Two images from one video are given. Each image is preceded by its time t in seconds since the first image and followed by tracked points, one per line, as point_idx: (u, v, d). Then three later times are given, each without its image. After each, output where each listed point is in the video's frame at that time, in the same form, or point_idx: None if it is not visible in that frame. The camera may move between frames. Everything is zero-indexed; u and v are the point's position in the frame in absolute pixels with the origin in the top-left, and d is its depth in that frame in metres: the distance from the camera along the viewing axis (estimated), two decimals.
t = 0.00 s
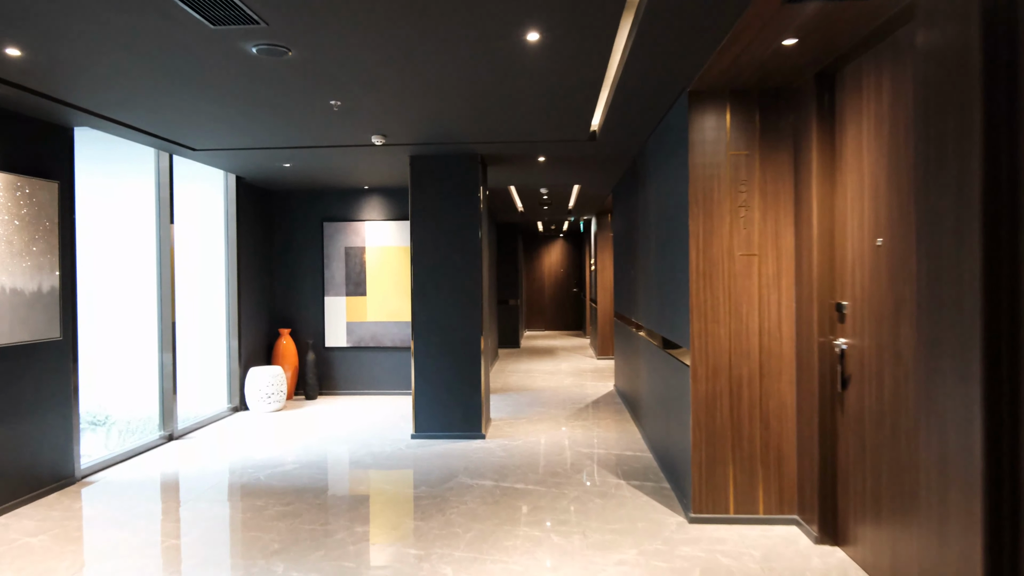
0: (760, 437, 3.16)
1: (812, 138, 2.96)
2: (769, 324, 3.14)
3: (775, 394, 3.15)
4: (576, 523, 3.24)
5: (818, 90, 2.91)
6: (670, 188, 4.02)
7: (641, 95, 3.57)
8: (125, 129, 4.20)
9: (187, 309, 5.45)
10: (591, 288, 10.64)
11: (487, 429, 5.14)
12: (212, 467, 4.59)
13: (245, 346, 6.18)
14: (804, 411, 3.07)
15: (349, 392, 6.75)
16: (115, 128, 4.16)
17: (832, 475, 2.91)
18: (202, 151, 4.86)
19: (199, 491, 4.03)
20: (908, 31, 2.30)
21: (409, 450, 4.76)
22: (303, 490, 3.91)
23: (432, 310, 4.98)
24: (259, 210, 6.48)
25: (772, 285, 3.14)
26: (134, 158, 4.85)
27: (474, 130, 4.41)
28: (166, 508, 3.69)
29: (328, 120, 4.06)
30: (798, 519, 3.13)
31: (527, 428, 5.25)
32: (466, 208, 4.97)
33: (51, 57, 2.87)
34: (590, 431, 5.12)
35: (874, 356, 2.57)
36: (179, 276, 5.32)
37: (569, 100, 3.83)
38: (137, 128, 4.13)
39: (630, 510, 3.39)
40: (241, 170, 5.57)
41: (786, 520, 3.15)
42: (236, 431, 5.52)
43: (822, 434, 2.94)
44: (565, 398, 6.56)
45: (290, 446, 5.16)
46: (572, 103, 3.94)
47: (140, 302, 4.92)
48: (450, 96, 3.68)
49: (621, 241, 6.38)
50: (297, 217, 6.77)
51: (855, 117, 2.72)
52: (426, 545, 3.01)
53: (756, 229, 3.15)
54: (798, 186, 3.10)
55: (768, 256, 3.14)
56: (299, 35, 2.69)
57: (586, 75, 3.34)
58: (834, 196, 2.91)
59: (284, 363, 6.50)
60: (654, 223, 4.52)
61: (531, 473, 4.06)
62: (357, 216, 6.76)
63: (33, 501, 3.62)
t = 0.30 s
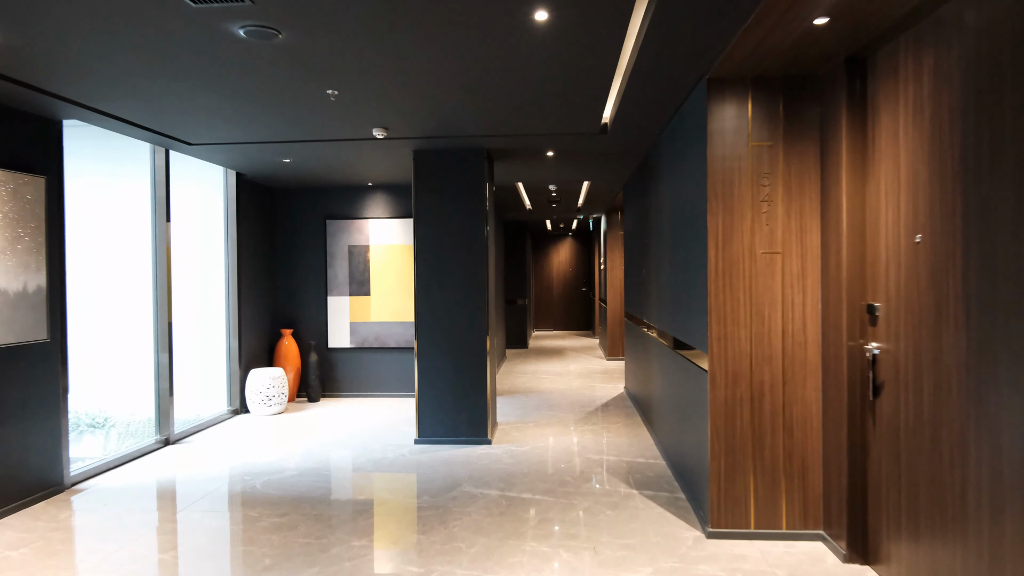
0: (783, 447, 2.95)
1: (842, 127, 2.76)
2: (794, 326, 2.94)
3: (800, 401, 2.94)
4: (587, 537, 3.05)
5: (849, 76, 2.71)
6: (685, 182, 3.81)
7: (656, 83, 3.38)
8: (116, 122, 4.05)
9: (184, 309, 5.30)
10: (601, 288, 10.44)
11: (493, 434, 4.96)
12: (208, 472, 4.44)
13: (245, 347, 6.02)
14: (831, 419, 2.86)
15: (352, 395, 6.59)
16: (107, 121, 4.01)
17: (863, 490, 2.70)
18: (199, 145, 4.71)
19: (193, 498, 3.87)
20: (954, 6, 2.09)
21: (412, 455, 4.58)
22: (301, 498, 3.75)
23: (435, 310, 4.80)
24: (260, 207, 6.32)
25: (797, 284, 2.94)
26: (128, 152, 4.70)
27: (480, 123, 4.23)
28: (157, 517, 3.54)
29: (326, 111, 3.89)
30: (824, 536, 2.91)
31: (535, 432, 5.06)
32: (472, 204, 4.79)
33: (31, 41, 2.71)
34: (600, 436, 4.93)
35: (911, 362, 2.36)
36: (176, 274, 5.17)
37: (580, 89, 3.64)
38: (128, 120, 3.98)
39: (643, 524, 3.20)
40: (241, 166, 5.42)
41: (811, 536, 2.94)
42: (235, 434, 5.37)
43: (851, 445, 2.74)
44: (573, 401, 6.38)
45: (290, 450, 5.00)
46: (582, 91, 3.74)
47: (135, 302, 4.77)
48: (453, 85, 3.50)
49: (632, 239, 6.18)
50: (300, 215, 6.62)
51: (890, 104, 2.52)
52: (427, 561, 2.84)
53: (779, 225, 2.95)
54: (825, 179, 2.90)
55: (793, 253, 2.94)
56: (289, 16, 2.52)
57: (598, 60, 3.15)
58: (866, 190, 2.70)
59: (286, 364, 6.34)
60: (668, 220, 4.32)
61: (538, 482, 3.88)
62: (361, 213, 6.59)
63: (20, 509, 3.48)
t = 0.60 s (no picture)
0: (800, 458, 2.75)
1: (865, 113, 2.55)
2: (811, 328, 2.73)
3: (819, 409, 2.74)
4: (589, 555, 2.85)
5: (873, 57, 2.50)
6: (694, 176, 3.61)
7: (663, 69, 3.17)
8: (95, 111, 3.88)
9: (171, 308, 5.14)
10: (605, 287, 10.24)
11: (492, 440, 4.76)
12: (193, 480, 4.25)
13: (237, 348, 5.84)
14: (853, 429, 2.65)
15: (348, 397, 6.41)
16: (86, 112, 3.84)
17: (888, 506, 2.49)
18: (186, 138, 4.52)
19: (175, 507, 3.69)
20: None
21: (407, 462, 4.39)
22: (287, 508, 3.55)
23: (432, 310, 4.61)
24: (253, 204, 6.14)
25: (815, 283, 2.73)
26: (111, 145, 4.53)
27: (477, 112, 4.03)
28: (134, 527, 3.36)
29: (312, 97, 3.71)
30: (844, 554, 2.71)
31: (536, 438, 4.86)
32: (470, 199, 4.59)
33: None
34: (604, 442, 4.72)
35: (943, 368, 2.15)
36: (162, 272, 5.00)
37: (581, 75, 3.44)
38: (107, 110, 3.80)
39: (649, 539, 3.00)
40: (231, 161, 5.24)
41: (830, 554, 2.73)
42: (225, 438, 5.19)
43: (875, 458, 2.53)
44: (576, 404, 6.17)
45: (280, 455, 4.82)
46: (585, 78, 3.54)
47: (118, 301, 4.61)
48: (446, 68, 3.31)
49: (637, 237, 5.97)
50: (295, 212, 6.43)
51: (919, 87, 2.30)
52: None
53: (796, 220, 2.74)
54: (846, 170, 2.69)
55: (810, 249, 2.73)
56: None
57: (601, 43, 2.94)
58: (891, 181, 2.50)
59: (280, 365, 6.16)
60: (674, 216, 4.12)
61: (537, 491, 3.68)
62: (358, 210, 6.40)
63: None
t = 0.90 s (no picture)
0: (818, 473, 2.55)
1: (889, 103, 2.36)
2: (830, 333, 2.54)
3: (838, 420, 2.54)
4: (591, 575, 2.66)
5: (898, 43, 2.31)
6: (701, 171, 3.41)
7: (670, 57, 2.99)
8: (72, 104, 3.72)
9: (158, 309, 4.98)
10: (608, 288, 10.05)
11: (490, 447, 4.57)
12: (177, 488, 4.07)
13: (227, 350, 5.67)
14: (875, 442, 2.46)
15: (343, 401, 6.23)
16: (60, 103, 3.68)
17: (915, 527, 2.29)
18: (170, 132, 4.35)
19: (155, 518, 3.52)
20: None
21: (400, 470, 4.21)
22: (272, 521, 3.38)
23: (427, 311, 4.43)
24: (245, 202, 5.96)
25: (834, 286, 2.54)
26: (94, 140, 4.38)
27: (473, 105, 3.85)
28: (109, 541, 3.20)
29: (298, 88, 3.53)
30: None
31: (535, 444, 4.68)
32: (466, 197, 4.41)
33: None
34: (606, 449, 4.54)
35: (979, 380, 1.96)
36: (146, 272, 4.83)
37: (582, 64, 3.25)
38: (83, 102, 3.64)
39: (655, 557, 2.81)
40: (220, 157, 5.07)
41: None
42: (213, 444, 5.02)
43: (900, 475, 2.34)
44: (578, 408, 5.99)
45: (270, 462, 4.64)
46: (586, 68, 3.35)
47: (100, 302, 4.44)
48: (437, 56, 3.12)
49: (640, 236, 5.78)
50: (288, 210, 6.25)
51: (951, 72, 2.12)
52: None
53: (813, 217, 2.55)
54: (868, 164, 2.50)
55: (829, 249, 2.54)
56: None
57: (604, 27, 2.75)
58: (918, 175, 2.31)
59: (273, 368, 5.98)
60: (680, 214, 3.93)
61: (536, 503, 3.50)
62: (353, 209, 6.22)
63: None
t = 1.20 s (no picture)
0: (841, 483, 2.36)
1: (921, 81, 2.17)
2: (854, 332, 2.34)
3: (863, 426, 2.35)
4: None
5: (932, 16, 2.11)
6: (710, 160, 3.22)
7: (679, 37, 2.79)
8: (45, 89, 3.53)
9: (142, 307, 4.78)
10: (609, 287, 9.85)
11: (488, 452, 4.38)
12: (160, 496, 3.87)
13: (216, 351, 5.47)
14: (904, 451, 2.26)
15: (337, 403, 6.04)
16: (34, 89, 3.50)
17: (949, 544, 2.10)
18: (152, 122, 4.15)
19: (132, 528, 3.33)
20: None
21: (393, 477, 4.02)
22: (256, 533, 3.18)
23: (422, 310, 4.23)
24: (235, 197, 5.77)
25: (858, 281, 2.34)
26: (74, 130, 4.19)
27: (469, 93, 3.65)
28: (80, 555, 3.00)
29: (284, 73, 3.33)
30: None
31: (535, 449, 4.48)
32: (463, 191, 4.21)
33: None
34: (609, 454, 4.34)
35: None
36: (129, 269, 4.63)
37: (586, 47, 3.05)
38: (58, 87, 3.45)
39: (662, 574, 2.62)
40: (208, 149, 4.87)
41: None
42: (199, 448, 4.83)
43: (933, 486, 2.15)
44: (579, 410, 5.79)
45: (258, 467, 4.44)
46: (590, 53, 3.15)
47: (80, 300, 4.24)
48: (431, 37, 2.92)
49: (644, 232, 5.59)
50: (280, 206, 6.06)
51: (992, 45, 1.91)
52: None
53: (836, 206, 2.35)
54: (896, 149, 2.30)
55: (853, 241, 2.34)
56: None
57: (608, 1, 2.54)
58: (953, 160, 2.11)
59: (264, 369, 5.78)
60: (688, 207, 3.73)
61: (536, 513, 3.31)
62: (347, 205, 6.03)
63: None
